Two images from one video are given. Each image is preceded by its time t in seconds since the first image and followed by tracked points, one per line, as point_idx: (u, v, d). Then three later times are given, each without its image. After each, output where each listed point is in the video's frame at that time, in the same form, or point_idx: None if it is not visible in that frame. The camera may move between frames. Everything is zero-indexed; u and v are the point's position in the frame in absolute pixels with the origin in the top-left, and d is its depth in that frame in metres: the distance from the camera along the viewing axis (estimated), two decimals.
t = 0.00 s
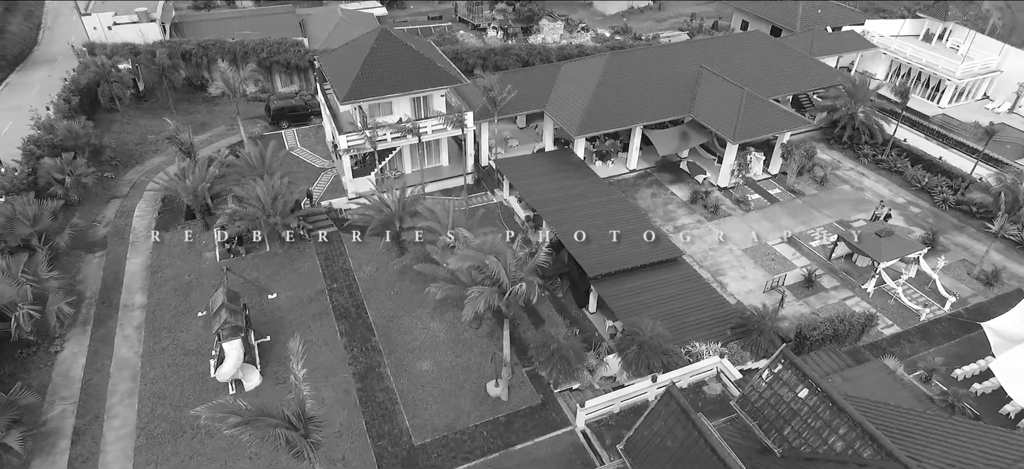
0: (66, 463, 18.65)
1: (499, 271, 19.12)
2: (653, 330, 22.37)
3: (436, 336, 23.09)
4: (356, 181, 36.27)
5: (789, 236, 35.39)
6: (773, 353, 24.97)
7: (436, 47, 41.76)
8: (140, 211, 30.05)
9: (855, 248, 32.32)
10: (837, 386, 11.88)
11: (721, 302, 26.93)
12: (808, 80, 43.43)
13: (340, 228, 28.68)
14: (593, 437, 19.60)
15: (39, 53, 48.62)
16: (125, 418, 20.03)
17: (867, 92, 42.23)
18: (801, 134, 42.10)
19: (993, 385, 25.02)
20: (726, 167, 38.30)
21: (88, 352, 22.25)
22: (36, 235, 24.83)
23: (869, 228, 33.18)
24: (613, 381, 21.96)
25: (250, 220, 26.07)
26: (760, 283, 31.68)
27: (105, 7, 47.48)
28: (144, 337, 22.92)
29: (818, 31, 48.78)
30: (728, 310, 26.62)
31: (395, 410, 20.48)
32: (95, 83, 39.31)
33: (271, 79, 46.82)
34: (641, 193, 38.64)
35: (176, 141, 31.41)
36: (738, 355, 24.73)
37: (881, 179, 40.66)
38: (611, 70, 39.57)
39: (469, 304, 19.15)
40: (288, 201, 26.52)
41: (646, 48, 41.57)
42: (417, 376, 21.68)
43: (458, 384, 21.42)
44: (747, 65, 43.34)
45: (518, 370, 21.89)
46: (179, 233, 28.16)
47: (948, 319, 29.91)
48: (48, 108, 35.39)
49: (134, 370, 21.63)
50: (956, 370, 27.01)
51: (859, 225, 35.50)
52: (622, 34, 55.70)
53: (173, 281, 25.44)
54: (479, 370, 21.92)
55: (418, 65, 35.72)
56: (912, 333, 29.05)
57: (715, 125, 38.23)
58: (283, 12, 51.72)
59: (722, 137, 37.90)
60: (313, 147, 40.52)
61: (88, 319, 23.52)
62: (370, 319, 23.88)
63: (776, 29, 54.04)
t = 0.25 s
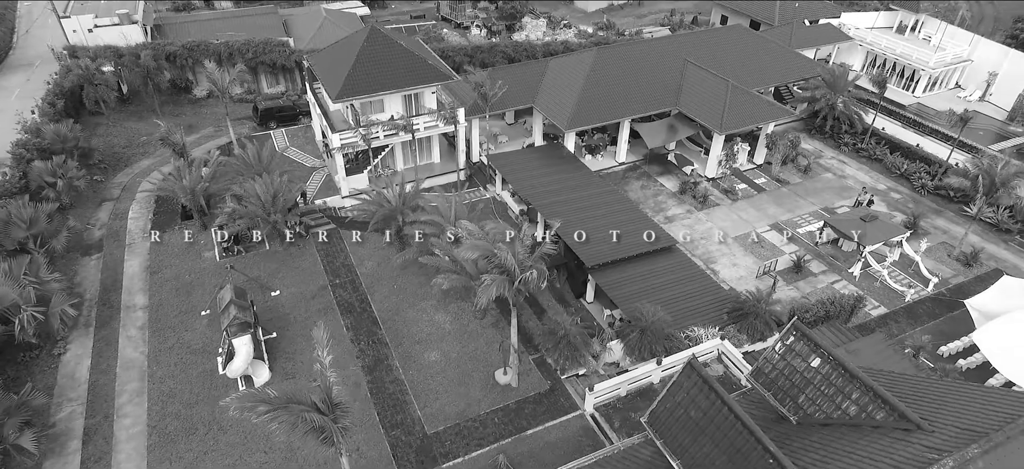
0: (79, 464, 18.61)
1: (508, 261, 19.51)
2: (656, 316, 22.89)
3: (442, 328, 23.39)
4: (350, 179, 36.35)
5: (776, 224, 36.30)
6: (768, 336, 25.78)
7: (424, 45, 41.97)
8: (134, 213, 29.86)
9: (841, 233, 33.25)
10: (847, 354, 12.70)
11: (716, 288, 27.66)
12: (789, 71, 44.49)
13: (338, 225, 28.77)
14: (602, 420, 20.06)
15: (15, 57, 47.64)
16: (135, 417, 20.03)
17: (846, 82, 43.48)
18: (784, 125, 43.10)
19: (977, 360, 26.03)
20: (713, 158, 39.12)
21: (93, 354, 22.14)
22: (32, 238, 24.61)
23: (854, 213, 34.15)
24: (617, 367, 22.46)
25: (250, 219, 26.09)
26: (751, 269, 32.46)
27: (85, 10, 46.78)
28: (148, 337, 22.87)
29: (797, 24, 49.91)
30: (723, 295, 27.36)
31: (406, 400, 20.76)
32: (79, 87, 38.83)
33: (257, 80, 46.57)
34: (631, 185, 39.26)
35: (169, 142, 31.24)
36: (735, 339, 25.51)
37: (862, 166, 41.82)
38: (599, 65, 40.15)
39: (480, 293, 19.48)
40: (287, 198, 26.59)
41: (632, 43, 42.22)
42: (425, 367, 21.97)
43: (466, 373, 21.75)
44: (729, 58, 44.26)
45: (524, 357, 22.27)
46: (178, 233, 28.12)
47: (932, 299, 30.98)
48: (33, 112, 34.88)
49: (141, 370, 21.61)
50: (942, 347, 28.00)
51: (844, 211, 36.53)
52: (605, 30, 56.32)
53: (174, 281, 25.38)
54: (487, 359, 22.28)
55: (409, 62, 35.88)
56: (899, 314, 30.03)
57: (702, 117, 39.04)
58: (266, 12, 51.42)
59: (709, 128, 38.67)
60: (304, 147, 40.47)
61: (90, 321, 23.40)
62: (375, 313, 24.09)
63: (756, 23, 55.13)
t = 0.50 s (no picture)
0: (94, 462, 18.61)
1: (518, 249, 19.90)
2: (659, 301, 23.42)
3: (449, 319, 23.72)
4: (345, 177, 36.42)
5: (765, 212, 37.18)
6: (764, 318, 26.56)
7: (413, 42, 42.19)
8: (130, 215, 29.69)
9: (828, 219, 34.17)
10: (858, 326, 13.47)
11: (711, 274, 28.35)
12: (771, 64, 45.52)
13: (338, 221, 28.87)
14: (611, 403, 20.55)
15: None
16: (148, 415, 20.06)
17: (827, 73, 43.95)
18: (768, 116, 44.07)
19: (963, 337, 27.03)
20: (702, 149, 39.92)
21: (99, 354, 22.07)
22: (31, 240, 24.42)
23: (839, 200, 35.11)
24: (621, 352, 22.97)
25: (252, 216, 26.14)
26: (743, 256, 33.23)
27: (65, 13, 46.15)
28: (155, 336, 22.86)
29: (777, 18, 51.01)
30: (719, 281, 28.06)
31: (418, 390, 21.06)
32: (65, 88, 38.53)
33: (244, 81, 46.37)
34: (622, 178, 39.87)
35: (163, 143, 31.09)
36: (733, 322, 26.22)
37: (844, 155, 42.95)
38: (587, 60, 40.70)
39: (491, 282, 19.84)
40: (288, 195, 26.67)
41: (618, 38, 42.86)
42: (434, 357, 22.29)
43: (476, 362, 22.12)
44: (713, 52, 45.17)
45: (531, 345, 22.69)
46: (176, 233, 28.06)
47: (917, 281, 32.04)
48: (19, 115, 34.44)
49: (150, 368, 21.62)
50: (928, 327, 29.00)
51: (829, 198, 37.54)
52: (590, 26, 56.93)
53: (176, 281, 25.34)
54: (495, 348, 22.65)
55: (400, 59, 36.10)
56: (886, 295, 31.02)
57: (690, 109, 39.79)
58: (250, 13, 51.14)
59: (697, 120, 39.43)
60: (295, 146, 40.42)
61: (94, 321, 23.30)
62: (381, 306, 24.32)
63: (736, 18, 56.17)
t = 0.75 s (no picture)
0: (112, 458, 18.68)
1: (528, 238, 20.37)
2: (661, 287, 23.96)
3: (456, 309, 24.09)
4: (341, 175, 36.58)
5: (755, 201, 38.06)
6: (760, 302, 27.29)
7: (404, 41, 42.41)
8: (129, 215, 29.58)
9: (817, 207, 35.11)
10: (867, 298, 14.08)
11: (707, 262, 28.99)
12: (756, 57, 46.54)
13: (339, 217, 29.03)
14: (620, 386, 21.12)
15: None
16: (163, 411, 20.16)
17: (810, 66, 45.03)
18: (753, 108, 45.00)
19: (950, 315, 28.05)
20: (691, 141, 40.74)
21: (109, 352, 22.07)
22: (33, 241, 24.31)
23: (827, 187, 36.07)
24: (626, 338, 23.52)
25: (255, 214, 26.25)
26: (736, 244, 34.01)
27: (49, 14, 45.61)
28: (164, 333, 22.91)
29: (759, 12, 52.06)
30: (715, 268, 28.72)
31: (431, 378, 21.41)
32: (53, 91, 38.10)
33: (233, 81, 46.22)
34: (614, 171, 40.49)
35: (159, 143, 30.99)
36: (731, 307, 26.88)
37: (828, 145, 44.07)
38: (578, 55, 41.27)
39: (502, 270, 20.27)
40: (290, 192, 26.84)
41: (607, 33, 43.49)
42: (445, 346, 22.66)
43: (486, 350, 22.53)
44: (699, 46, 46.03)
45: (539, 332, 23.17)
46: (178, 232, 28.04)
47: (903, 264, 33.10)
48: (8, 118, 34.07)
49: (161, 365, 21.69)
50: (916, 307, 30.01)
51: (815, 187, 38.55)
52: (576, 23, 57.51)
53: (181, 279, 25.38)
54: (504, 336, 23.09)
55: (394, 56, 36.32)
56: (875, 279, 32.01)
57: (679, 102, 40.55)
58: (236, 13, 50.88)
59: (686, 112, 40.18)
60: (288, 145, 40.42)
61: (101, 321, 23.27)
62: (388, 299, 24.62)
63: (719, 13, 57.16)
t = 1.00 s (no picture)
0: (132, 452, 18.79)
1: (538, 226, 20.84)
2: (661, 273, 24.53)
3: (464, 300, 24.49)
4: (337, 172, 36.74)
5: (745, 191, 38.95)
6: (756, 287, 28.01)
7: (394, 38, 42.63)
8: (128, 215, 29.49)
9: (805, 195, 36.06)
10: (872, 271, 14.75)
11: (704, 250, 29.62)
12: (740, 50, 47.54)
13: (341, 213, 29.22)
14: (628, 369, 21.74)
15: None
16: (179, 405, 20.29)
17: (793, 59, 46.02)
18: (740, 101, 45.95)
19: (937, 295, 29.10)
20: (681, 134, 41.61)
21: (119, 350, 22.10)
22: (36, 242, 24.20)
23: (814, 176, 37.06)
24: (630, 323, 24.11)
25: (258, 211, 26.35)
26: (729, 233, 34.79)
27: (32, 17, 44.97)
28: (173, 330, 23.01)
29: (742, 7, 53.11)
30: (711, 255, 29.39)
31: (443, 367, 21.81)
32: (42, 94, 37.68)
33: (222, 82, 46.05)
34: (606, 164, 41.12)
35: (156, 143, 30.91)
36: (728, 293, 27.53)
37: (813, 136, 45.18)
38: (568, 50, 41.84)
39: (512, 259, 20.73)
40: (293, 189, 27.00)
41: (596, 29, 44.12)
42: (454, 336, 23.06)
43: (495, 338, 22.98)
44: (685, 40, 46.91)
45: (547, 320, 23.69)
46: (179, 231, 28.03)
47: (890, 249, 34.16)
48: None
49: (173, 361, 21.78)
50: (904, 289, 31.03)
51: (802, 176, 39.58)
52: (562, 20, 58.10)
53: (187, 277, 25.44)
54: (512, 325, 23.54)
55: (388, 54, 36.54)
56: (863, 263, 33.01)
57: (668, 96, 41.33)
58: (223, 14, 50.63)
59: (676, 106, 40.96)
60: (282, 144, 40.43)
61: (109, 319, 23.26)
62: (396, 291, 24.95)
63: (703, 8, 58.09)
